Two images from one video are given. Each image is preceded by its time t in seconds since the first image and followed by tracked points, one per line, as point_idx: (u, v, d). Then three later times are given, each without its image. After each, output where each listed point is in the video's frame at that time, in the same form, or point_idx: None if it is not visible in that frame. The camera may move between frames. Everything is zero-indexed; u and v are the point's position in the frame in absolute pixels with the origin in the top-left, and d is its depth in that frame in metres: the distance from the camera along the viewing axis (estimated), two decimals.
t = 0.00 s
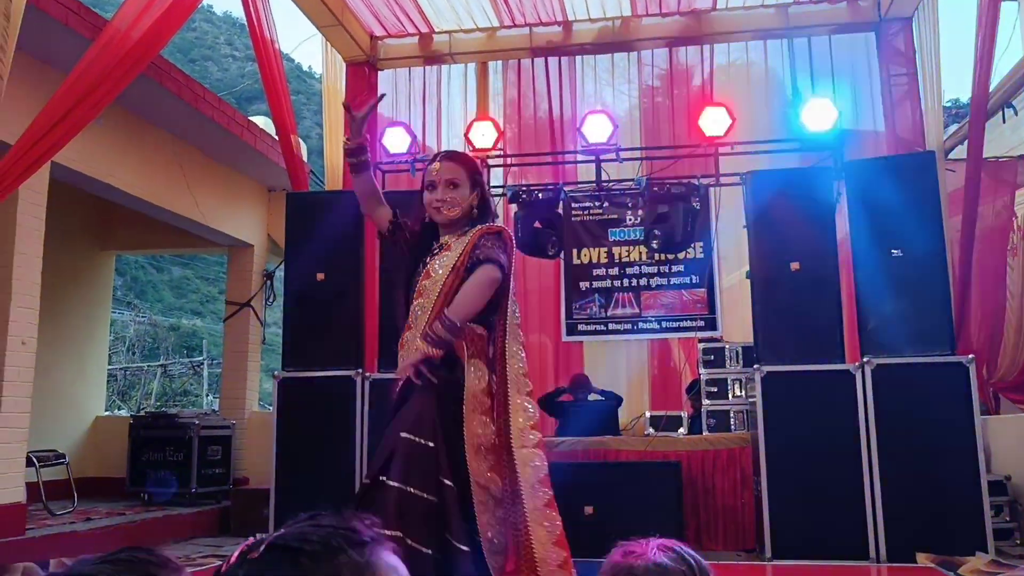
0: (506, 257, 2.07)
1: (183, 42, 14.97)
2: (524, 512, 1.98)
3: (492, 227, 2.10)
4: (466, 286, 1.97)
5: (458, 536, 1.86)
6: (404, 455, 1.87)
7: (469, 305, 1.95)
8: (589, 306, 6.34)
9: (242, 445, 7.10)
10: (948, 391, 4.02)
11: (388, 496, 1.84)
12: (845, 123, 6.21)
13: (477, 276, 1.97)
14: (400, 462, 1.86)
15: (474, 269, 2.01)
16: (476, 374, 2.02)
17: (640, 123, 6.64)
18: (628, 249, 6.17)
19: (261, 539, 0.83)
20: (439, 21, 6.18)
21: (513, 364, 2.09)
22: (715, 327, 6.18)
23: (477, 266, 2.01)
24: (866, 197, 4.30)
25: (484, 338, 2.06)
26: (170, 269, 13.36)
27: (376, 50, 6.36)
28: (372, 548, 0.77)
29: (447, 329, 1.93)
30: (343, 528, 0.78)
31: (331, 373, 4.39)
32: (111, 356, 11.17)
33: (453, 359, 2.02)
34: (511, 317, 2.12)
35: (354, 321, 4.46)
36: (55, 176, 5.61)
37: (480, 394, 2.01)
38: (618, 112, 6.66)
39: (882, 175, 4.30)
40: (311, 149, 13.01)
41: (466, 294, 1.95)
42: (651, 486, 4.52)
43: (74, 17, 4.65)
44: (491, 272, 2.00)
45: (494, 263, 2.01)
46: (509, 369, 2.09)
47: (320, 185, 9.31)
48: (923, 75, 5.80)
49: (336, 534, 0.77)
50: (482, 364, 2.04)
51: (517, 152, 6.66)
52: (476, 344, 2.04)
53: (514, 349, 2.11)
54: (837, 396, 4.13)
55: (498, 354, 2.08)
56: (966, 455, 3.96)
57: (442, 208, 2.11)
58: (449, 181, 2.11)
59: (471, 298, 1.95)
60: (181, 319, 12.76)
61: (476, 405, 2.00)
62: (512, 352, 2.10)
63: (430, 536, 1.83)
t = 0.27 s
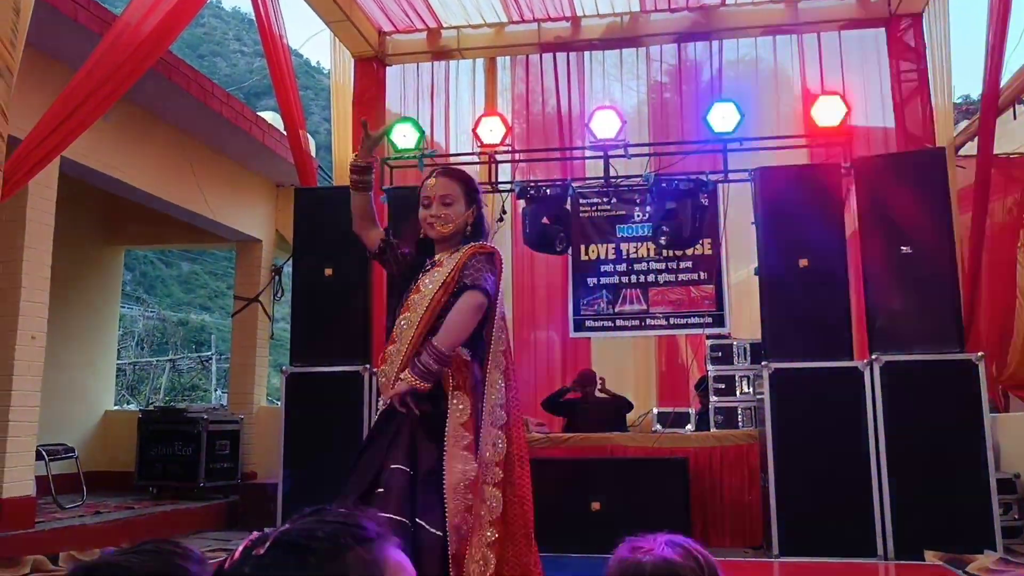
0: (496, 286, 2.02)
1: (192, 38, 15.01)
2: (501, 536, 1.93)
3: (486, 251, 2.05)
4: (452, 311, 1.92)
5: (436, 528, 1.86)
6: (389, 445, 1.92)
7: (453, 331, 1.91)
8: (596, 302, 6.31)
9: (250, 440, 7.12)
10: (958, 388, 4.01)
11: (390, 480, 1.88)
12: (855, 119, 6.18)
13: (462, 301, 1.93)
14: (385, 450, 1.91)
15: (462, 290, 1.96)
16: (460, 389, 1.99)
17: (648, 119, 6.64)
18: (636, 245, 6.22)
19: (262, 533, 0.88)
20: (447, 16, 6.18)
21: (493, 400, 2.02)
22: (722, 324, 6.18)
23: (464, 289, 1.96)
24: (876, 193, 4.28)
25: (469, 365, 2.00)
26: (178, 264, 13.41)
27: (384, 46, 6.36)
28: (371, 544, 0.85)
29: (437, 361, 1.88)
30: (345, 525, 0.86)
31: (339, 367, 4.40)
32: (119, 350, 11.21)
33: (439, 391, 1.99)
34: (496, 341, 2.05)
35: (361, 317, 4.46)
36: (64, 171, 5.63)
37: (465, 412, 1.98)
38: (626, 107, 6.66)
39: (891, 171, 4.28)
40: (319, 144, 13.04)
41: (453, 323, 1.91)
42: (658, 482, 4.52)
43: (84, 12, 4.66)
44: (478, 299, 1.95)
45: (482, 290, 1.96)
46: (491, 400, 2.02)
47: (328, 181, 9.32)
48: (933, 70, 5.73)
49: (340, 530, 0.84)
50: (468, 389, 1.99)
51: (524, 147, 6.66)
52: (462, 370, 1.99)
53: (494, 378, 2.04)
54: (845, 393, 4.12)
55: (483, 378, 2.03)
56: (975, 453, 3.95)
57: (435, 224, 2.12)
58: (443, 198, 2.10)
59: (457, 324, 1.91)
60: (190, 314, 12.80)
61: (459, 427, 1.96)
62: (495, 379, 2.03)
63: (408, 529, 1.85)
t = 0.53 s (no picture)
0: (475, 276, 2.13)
1: (196, 34, 15.01)
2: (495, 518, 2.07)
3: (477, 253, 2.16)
4: (423, 296, 2.04)
5: (427, 535, 1.89)
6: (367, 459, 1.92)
7: (420, 316, 2.03)
8: (600, 299, 6.39)
9: (254, 436, 7.14)
10: (962, 386, 4.00)
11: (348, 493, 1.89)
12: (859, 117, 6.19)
13: (432, 290, 2.04)
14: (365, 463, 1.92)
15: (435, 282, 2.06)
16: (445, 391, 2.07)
17: (652, 116, 6.64)
18: (640, 243, 6.19)
19: (259, 535, 0.79)
20: (451, 13, 6.17)
21: (488, 402, 2.14)
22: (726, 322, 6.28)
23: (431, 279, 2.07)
24: (880, 189, 4.27)
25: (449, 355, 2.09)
26: (182, 261, 13.42)
27: (387, 43, 6.32)
28: (375, 549, 0.73)
29: (399, 338, 2.02)
30: (347, 529, 0.74)
31: (342, 364, 4.40)
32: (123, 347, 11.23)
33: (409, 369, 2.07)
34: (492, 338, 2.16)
35: (365, 314, 4.46)
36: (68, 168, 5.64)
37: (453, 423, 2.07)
38: (630, 104, 6.67)
39: (895, 168, 4.27)
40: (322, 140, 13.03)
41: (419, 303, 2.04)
42: (661, 479, 4.52)
43: (88, 9, 4.66)
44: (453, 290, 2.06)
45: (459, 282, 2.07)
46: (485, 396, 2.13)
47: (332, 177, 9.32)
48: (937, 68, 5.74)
49: (338, 536, 0.73)
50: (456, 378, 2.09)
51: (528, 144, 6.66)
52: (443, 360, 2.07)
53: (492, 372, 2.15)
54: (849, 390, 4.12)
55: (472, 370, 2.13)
56: (979, 450, 3.94)
57: (427, 222, 2.20)
58: (432, 195, 2.20)
59: (422, 311, 2.02)
60: (194, 310, 12.82)
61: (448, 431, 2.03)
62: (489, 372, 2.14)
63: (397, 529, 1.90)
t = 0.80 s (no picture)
0: (419, 234, 1.91)
1: (199, 32, 15.01)
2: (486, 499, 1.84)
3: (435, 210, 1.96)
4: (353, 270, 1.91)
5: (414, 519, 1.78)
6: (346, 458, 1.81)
7: (353, 287, 1.92)
8: (603, 296, 6.38)
9: (257, 433, 7.15)
10: (966, 382, 3.99)
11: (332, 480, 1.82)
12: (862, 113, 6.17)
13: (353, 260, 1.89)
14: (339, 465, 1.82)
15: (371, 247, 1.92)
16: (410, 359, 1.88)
17: (655, 114, 6.65)
18: (642, 239, 6.17)
19: (263, 531, 0.82)
20: (453, 10, 6.18)
21: (455, 361, 1.88)
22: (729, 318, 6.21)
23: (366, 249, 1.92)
24: (883, 185, 4.27)
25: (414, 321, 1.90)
26: (186, 258, 13.45)
27: (390, 40, 6.33)
28: (377, 549, 0.77)
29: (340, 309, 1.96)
30: (349, 524, 0.77)
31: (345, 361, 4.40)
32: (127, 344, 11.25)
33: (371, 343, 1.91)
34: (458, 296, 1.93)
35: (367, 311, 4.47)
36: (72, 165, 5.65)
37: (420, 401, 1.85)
38: (633, 101, 6.67)
39: (899, 164, 4.27)
40: (325, 138, 13.04)
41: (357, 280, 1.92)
42: (664, 476, 4.52)
43: (91, 7, 4.67)
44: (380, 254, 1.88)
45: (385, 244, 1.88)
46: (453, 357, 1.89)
47: (335, 174, 9.32)
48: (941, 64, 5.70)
49: (341, 532, 0.76)
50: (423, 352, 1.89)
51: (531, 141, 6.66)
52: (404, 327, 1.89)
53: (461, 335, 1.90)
54: (853, 387, 4.11)
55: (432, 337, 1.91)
56: (983, 447, 3.94)
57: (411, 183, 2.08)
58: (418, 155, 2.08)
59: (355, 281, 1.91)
60: (197, 307, 12.84)
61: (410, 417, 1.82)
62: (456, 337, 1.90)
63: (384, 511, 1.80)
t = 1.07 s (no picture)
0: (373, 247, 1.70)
1: (200, 30, 15.00)
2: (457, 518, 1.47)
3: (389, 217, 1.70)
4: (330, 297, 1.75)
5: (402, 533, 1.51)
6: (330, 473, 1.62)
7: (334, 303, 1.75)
8: (604, 293, 6.36)
9: (259, 431, 7.15)
10: (967, 380, 3.99)
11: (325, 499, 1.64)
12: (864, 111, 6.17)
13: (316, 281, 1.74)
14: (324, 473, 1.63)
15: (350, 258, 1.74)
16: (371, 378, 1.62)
17: (657, 111, 6.65)
18: (644, 237, 6.22)
19: (275, 534, 0.84)
20: (454, 8, 6.18)
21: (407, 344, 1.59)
22: (730, 316, 6.19)
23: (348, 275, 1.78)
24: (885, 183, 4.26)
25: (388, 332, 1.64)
26: (187, 256, 13.46)
27: (392, 37, 6.32)
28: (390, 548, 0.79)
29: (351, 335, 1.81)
30: (363, 525, 0.79)
31: (347, 359, 4.39)
32: (129, 342, 11.25)
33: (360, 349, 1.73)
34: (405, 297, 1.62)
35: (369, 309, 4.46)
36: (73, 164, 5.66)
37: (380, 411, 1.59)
38: (634, 98, 6.66)
39: (901, 162, 4.26)
40: (327, 136, 13.04)
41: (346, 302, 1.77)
42: (665, 473, 4.52)
43: (91, 5, 4.66)
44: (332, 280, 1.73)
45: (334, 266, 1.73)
46: (401, 343, 1.61)
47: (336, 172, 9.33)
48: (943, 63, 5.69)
49: (355, 533, 0.77)
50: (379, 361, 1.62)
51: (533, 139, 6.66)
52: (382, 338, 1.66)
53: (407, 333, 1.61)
54: (854, 385, 4.11)
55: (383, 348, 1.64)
56: (984, 445, 3.93)
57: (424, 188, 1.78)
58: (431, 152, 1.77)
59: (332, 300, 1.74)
60: (198, 305, 12.86)
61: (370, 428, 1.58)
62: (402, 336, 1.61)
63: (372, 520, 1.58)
